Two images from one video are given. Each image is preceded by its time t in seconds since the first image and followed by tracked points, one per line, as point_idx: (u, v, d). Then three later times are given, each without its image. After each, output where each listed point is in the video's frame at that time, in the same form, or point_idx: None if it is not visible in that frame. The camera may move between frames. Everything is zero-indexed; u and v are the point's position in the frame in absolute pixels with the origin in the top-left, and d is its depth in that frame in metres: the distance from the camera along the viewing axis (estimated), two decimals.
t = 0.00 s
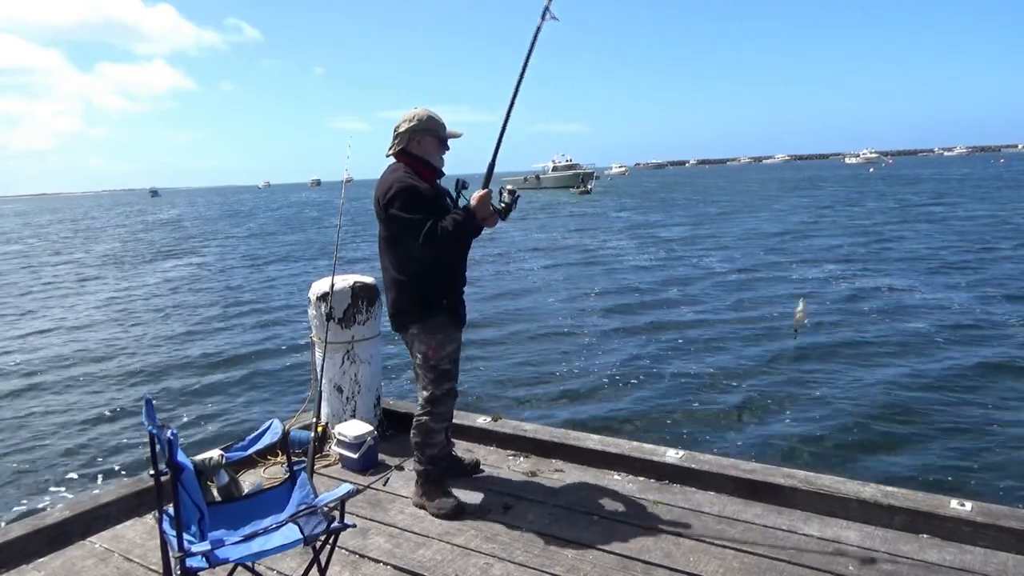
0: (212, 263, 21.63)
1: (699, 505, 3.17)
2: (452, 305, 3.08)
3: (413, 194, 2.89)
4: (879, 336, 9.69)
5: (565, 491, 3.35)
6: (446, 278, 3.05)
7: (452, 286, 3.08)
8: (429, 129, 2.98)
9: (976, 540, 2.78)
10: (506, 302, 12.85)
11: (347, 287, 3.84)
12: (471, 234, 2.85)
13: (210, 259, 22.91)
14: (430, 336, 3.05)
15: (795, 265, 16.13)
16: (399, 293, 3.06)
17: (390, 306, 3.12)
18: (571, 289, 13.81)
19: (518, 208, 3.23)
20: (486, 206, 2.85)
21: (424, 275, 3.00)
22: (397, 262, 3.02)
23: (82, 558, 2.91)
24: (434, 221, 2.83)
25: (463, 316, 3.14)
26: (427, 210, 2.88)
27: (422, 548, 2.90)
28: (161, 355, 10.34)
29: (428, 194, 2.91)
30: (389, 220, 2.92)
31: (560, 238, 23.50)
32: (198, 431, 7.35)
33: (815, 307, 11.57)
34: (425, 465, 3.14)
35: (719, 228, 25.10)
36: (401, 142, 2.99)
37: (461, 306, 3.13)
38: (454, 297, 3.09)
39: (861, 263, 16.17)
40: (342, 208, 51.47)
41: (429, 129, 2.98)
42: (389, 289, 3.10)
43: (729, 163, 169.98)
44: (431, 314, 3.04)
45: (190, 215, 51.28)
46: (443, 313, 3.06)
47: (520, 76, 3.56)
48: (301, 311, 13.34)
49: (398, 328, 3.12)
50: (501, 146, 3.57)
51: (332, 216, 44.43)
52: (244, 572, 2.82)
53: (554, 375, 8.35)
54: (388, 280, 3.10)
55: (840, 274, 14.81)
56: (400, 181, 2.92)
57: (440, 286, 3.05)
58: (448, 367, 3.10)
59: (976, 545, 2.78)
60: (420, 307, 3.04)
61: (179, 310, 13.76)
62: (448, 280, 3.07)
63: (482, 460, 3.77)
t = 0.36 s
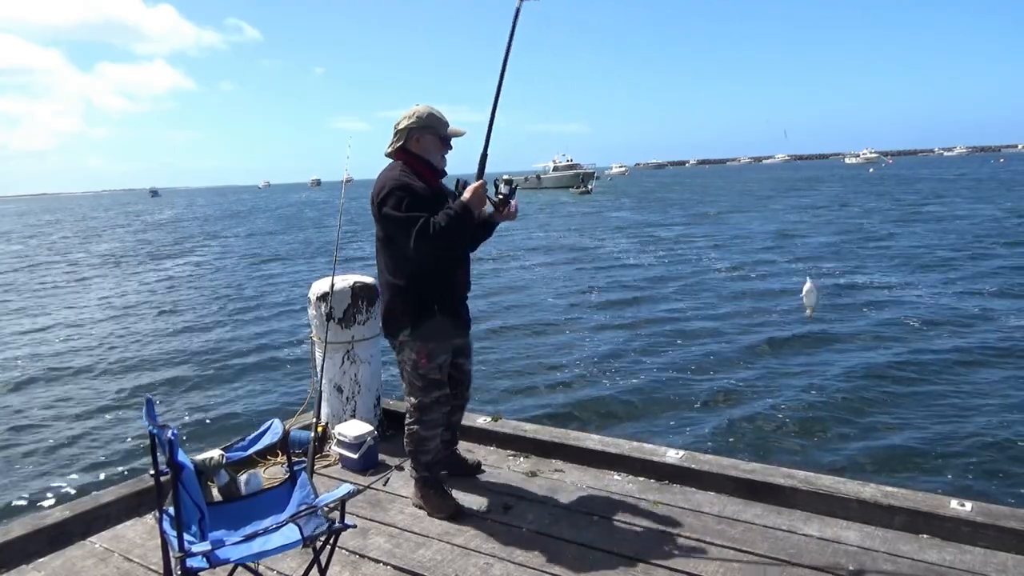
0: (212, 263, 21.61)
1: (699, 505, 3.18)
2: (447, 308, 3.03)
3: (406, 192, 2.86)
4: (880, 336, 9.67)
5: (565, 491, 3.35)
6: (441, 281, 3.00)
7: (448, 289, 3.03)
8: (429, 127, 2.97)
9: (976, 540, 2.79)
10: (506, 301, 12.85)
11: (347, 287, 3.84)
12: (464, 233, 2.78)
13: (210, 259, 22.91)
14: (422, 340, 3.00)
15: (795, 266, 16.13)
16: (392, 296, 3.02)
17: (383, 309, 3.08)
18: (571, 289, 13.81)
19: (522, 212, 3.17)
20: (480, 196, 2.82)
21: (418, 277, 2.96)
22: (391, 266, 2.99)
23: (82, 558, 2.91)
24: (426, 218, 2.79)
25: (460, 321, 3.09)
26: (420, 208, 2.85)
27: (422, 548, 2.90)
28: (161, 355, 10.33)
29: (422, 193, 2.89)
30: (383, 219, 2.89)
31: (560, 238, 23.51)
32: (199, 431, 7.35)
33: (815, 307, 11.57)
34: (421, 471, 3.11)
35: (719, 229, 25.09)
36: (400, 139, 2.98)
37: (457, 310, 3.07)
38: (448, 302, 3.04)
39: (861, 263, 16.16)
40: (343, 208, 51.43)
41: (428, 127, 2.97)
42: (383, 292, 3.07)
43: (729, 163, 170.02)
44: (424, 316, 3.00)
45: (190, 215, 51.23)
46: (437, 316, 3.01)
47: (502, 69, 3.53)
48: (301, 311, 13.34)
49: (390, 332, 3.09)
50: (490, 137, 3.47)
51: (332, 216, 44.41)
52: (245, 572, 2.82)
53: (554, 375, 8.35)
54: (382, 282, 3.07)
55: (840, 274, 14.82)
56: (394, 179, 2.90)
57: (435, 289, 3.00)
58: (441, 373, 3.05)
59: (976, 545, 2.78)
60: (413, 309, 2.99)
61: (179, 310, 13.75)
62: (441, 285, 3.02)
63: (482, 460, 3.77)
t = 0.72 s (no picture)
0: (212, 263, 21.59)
1: (699, 505, 3.18)
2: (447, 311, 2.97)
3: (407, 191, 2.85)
4: (881, 336, 9.65)
5: (565, 491, 3.35)
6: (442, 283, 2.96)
7: (448, 291, 2.97)
8: (437, 126, 2.92)
9: (976, 540, 2.78)
10: (506, 301, 12.83)
11: (347, 287, 3.84)
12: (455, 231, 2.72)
13: (210, 258, 22.90)
14: (419, 341, 2.98)
15: (795, 265, 16.11)
16: (394, 298, 3.01)
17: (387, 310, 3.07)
18: (571, 289, 13.79)
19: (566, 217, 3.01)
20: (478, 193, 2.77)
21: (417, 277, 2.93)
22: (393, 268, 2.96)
23: (81, 558, 2.91)
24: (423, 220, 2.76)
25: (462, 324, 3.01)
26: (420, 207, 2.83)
27: (421, 548, 2.90)
28: (161, 355, 10.32)
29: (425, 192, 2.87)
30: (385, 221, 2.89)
31: (560, 238, 23.50)
32: (198, 431, 7.34)
33: (815, 307, 11.55)
34: (421, 474, 3.12)
35: (720, 228, 25.07)
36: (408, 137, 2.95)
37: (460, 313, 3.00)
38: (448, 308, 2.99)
39: (862, 263, 16.15)
40: (343, 207, 51.36)
41: (435, 127, 2.92)
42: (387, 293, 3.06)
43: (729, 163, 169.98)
44: (424, 319, 2.96)
45: (189, 215, 51.19)
46: (435, 318, 2.96)
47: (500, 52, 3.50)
48: (301, 311, 13.32)
49: (393, 334, 3.07)
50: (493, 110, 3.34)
51: (332, 216, 44.37)
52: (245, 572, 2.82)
53: (554, 375, 8.34)
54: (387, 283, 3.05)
55: (840, 274, 14.81)
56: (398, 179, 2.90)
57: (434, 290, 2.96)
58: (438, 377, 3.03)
59: (976, 545, 2.78)
60: (411, 310, 2.97)
61: (179, 310, 13.73)
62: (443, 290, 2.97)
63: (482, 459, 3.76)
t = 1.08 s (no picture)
0: (212, 263, 21.61)
1: (699, 505, 3.18)
2: (463, 312, 2.85)
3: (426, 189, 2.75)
4: (880, 336, 9.65)
5: (565, 491, 3.35)
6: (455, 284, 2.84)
7: (465, 292, 2.84)
8: (468, 125, 2.82)
9: (976, 540, 2.78)
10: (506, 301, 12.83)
11: (347, 287, 3.84)
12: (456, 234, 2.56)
13: (210, 258, 22.92)
14: (433, 339, 2.89)
15: (795, 265, 16.10)
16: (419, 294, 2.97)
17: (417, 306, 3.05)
18: (571, 289, 13.79)
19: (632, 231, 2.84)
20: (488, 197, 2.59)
21: (436, 274, 2.85)
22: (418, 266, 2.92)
23: (81, 558, 2.91)
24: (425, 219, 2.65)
25: (479, 328, 2.87)
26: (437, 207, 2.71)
27: (421, 548, 2.90)
28: (161, 355, 10.33)
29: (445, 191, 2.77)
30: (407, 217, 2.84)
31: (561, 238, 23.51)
32: (199, 430, 7.35)
33: (815, 306, 11.55)
34: (429, 473, 3.10)
35: (720, 228, 25.08)
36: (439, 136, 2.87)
37: (477, 316, 2.86)
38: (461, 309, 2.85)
39: (862, 262, 16.14)
40: (343, 208, 51.38)
41: (467, 127, 2.82)
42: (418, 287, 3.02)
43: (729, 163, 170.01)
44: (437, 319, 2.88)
45: (190, 216, 51.24)
46: (451, 317, 2.86)
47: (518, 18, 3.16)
48: (301, 311, 13.33)
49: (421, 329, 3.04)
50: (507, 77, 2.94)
51: (333, 216, 44.41)
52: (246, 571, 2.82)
53: (554, 374, 8.34)
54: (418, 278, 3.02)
55: (840, 273, 14.80)
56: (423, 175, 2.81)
57: (452, 289, 2.86)
58: (453, 378, 2.93)
59: (976, 545, 2.78)
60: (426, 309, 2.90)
61: (180, 310, 13.74)
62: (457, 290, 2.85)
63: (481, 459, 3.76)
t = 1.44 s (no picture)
0: (212, 263, 21.59)
1: (699, 505, 3.18)
2: (474, 312, 2.76)
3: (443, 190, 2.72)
4: (881, 336, 9.63)
5: (565, 491, 3.35)
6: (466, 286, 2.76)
7: (476, 292, 2.75)
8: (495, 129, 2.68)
9: (976, 540, 2.78)
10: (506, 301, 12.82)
11: (347, 287, 3.84)
12: (460, 234, 2.51)
13: (210, 258, 22.91)
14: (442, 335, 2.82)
15: (795, 265, 16.09)
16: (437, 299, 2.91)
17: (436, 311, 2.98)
18: (570, 288, 13.79)
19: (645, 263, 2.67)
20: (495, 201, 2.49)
21: (450, 269, 2.77)
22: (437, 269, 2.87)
23: (81, 558, 2.91)
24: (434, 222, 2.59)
25: (490, 331, 2.78)
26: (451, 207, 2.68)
27: (421, 548, 2.90)
28: (160, 354, 10.32)
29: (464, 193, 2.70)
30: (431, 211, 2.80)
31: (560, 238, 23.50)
32: (198, 431, 7.35)
33: (815, 306, 11.55)
34: (462, 484, 2.90)
35: (719, 228, 25.08)
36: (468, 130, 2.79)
37: (487, 318, 2.76)
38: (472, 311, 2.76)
39: (862, 262, 16.14)
40: (343, 207, 51.37)
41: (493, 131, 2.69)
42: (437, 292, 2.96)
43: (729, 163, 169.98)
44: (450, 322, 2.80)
45: (190, 215, 51.19)
46: (461, 316, 2.77)
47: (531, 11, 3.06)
48: (300, 311, 13.32)
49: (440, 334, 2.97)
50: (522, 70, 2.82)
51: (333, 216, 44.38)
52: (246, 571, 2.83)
53: (553, 374, 8.33)
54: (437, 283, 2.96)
55: (840, 273, 14.79)
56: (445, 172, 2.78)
57: (464, 287, 2.78)
58: (466, 379, 2.80)
59: (976, 545, 2.78)
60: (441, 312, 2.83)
61: (179, 310, 13.73)
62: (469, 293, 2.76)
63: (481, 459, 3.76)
